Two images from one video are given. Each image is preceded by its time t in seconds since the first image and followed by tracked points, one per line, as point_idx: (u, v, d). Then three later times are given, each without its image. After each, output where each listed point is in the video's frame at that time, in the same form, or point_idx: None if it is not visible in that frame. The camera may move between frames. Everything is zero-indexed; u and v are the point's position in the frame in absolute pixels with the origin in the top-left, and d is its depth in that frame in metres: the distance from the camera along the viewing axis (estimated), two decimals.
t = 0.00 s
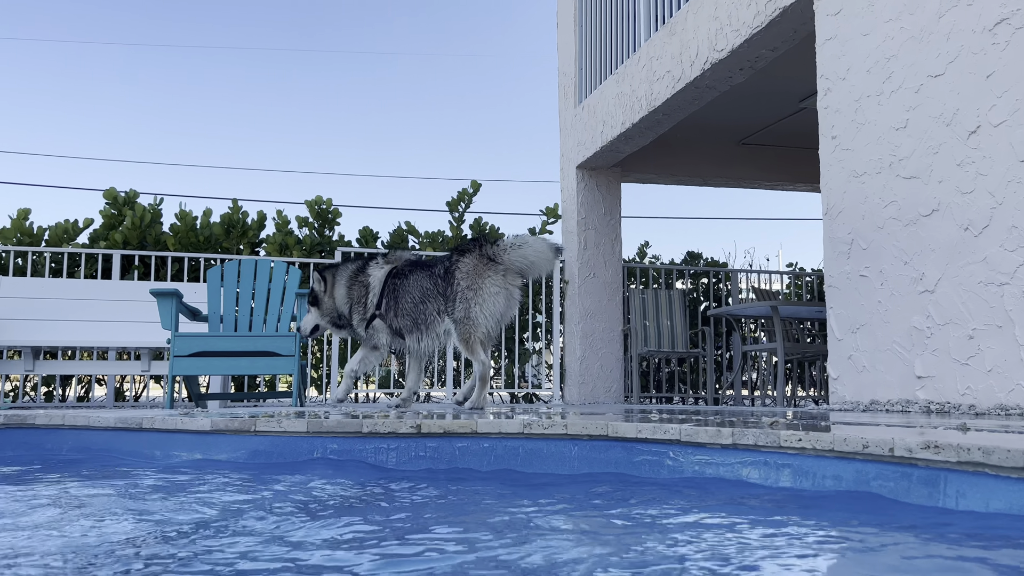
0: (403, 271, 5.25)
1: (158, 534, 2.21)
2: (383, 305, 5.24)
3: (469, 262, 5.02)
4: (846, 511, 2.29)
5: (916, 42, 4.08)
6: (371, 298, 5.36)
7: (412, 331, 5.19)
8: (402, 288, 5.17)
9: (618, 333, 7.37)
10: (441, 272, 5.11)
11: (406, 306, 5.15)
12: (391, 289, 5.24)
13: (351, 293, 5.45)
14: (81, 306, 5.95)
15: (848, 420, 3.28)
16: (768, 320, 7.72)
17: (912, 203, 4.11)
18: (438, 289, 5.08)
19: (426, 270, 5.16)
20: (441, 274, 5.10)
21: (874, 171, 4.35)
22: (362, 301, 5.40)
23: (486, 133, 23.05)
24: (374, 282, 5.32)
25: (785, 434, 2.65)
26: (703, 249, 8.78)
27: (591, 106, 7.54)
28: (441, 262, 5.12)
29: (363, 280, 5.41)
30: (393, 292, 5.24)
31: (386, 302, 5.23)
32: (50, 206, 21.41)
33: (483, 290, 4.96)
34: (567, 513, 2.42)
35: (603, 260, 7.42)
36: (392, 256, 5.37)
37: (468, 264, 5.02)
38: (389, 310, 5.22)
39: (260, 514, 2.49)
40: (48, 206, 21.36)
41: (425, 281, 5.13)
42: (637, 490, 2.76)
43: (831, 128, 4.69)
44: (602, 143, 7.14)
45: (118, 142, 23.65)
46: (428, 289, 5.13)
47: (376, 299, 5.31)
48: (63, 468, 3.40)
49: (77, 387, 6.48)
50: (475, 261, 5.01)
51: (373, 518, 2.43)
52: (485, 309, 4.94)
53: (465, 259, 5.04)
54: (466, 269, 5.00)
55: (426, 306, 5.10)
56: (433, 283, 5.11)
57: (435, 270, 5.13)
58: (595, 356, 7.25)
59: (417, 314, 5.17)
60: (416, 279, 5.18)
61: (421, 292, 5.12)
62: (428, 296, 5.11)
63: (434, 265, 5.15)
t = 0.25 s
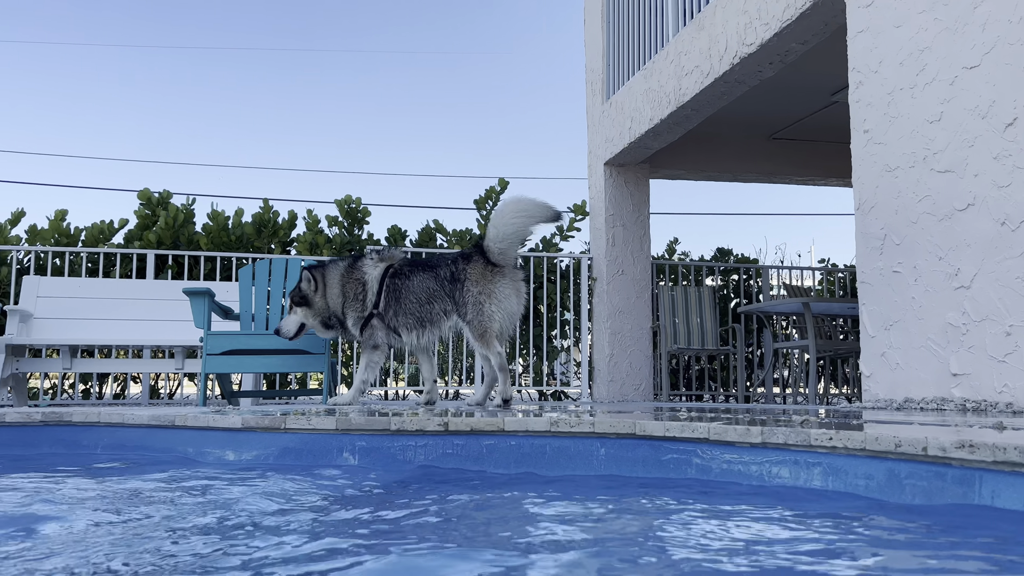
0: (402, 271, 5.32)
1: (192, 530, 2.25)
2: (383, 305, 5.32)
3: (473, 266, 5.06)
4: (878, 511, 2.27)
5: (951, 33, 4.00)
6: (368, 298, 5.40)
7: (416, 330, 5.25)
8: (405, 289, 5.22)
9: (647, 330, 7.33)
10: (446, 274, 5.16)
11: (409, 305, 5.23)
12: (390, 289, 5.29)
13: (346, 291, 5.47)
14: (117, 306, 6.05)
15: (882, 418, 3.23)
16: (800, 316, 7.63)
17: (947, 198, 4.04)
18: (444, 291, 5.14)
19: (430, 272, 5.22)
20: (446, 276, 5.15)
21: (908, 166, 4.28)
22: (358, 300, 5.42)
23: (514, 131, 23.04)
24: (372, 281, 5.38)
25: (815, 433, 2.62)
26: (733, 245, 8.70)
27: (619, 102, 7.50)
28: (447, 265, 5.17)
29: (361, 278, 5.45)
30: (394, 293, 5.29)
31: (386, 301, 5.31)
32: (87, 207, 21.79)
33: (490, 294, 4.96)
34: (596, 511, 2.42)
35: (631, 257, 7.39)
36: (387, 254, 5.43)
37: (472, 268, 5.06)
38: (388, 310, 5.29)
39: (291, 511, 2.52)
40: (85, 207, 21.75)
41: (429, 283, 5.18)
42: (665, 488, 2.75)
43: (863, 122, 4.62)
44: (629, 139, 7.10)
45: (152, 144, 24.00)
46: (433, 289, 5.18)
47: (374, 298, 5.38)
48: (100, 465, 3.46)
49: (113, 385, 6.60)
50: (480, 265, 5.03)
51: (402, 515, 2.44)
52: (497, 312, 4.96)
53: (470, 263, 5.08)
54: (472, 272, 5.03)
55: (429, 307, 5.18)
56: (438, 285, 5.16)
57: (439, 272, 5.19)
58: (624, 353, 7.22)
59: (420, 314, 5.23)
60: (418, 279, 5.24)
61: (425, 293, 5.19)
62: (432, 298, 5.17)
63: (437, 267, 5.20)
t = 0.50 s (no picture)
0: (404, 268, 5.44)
1: (224, 525, 2.28)
2: (385, 302, 5.38)
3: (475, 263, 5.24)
4: (912, 508, 2.23)
5: (987, 23, 3.92)
6: (371, 293, 5.45)
7: (417, 327, 5.39)
8: (406, 284, 5.37)
9: (675, 327, 7.28)
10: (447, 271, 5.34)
11: (409, 301, 5.37)
12: (391, 285, 5.42)
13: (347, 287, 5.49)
14: (150, 304, 6.15)
15: (917, 415, 3.18)
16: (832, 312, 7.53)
17: (983, 191, 3.96)
18: (443, 288, 5.33)
19: (432, 268, 5.40)
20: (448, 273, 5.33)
21: (942, 159, 4.20)
22: (362, 297, 5.46)
23: (542, 128, 23.00)
24: (374, 276, 5.45)
25: (846, 430, 2.60)
26: (763, 240, 8.61)
27: (646, 97, 7.45)
28: (449, 262, 5.36)
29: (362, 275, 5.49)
30: (395, 290, 5.40)
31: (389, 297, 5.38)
32: (122, 207, 22.15)
33: (491, 290, 5.18)
34: (624, 508, 2.42)
35: (659, 253, 7.34)
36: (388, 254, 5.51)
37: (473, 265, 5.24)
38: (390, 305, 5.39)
39: (321, 506, 2.54)
40: (120, 208, 22.10)
41: (431, 279, 5.38)
42: (693, 486, 2.74)
43: (896, 114, 4.54)
44: (657, 135, 7.06)
45: (184, 144, 24.33)
46: (433, 286, 5.37)
47: (377, 295, 5.42)
48: (134, 461, 3.52)
49: (148, 382, 6.71)
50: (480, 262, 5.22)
51: (431, 510, 2.46)
52: (493, 310, 5.17)
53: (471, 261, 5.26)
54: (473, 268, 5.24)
55: (429, 303, 5.35)
56: (439, 282, 5.35)
57: (440, 270, 5.38)
58: (653, 350, 7.19)
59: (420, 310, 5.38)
60: (420, 275, 5.40)
61: (428, 290, 5.37)
62: (432, 294, 5.35)
63: (438, 264, 5.39)
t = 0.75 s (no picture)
0: (403, 261, 5.52)
1: (259, 517, 2.32)
2: (387, 295, 5.36)
3: (478, 257, 5.42)
4: (947, 503, 2.22)
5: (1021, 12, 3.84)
6: (376, 287, 5.37)
7: (415, 320, 5.46)
8: (406, 276, 5.44)
9: (704, 323, 7.23)
10: (448, 265, 5.47)
11: (408, 293, 5.43)
12: (392, 277, 5.44)
13: (346, 279, 5.38)
14: (181, 301, 6.23)
15: (949, 411, 3.14)
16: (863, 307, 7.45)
17: (1019, 184, 3.89)
18: (443, 281, 5.45)
19: (432, 262, 5.50)
20: (449, 267, 5.46)
21: (976, 151, 4.14)
22: (367, 291, 5.34)
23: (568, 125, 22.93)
24: (378, 269, 5.39)
25: (879, 425, 2.60)
26: (792, 235, 8.53)
27: (673, 91, 7.40)
28: (450, 256, 5.48)
29: (361, 266, 5.42)
30: (394, 283, 5.43)
31: (389, 290, 5.37)
32: (153, 207, 22.45)
33: (495, 285, 5.37)
34: (654, 502, 2.43)
35: (686, 249, 7.30)
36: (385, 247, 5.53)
37: (476, 259, 5.42)
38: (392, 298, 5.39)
39: (352, 500, 2.57)
40: (152, 207, 22.42)
41: (429, 272, 5.47)
42: (722, 480, 2.74)
43: (928, 106, 4.47)
44: (684, 130, 7.01)
45: (213, 144, 24.60)
46: (432, 279, 5.47)
47: (377, 289, 5.36)
48: (168, 455, 3.58)
49: (180, 378, 6.82)
50: (484, 258, 5.42)
51: (461, 503, 2.49)
52: (497, 304, 5.36)
53: (474, 255, 5.44)
54: (475, 262, 5.41)
55: (429, 295, 5.44)
56: (438, 275, 5.46)
57: (439, 263, 5.49)
58: (680, 346, 7.15)
59: (418, 302, 5.46)
60: (418, 268, 5.48)
61: (427, 283, 5.46)
62: (431, 287, 5.45)
63: (436, 257, 5.51)
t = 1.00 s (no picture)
0: (403, 260, 5.48)
1: (292, 509, 2.36)
2: (384, 292, 5.32)
3: (485, 257, 5.56)
4: (981, 500, 2.20)
5: None
6: (372, 284, 5.33)
7: (409, 319, 5.45)
8: (407, 276, 5.41)
9: (728, 318, 7.19)
10: (452, 264, 5.52)
11: (409, 292, 5.41)
12: (392, 276, 5.40)
13: (341, 269, 5.32)
14: (208, 298, 6.31)
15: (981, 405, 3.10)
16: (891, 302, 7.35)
17: None
18: (446, 280, 5.50)
19: (434, 261, 5.52)
20: (454, 266, 5.52)
21: (1007, 142, 4.07)
22: (361, 287, 5.31)
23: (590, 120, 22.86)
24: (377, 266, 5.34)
25: (909, 420, 2.59)
26: (818, 229, 8.43)
27: (697, 85, 7.35)
28: (454, 256, 5.55)
29: (360, 260, 5.37)
30: (393, 280, 5.40)
31: (389, 288, 5.33)
32: (180, 206, 22.69)
33: (504, 283, 5.54)
34: (682, 496, 2.43)
35: (711, 243, 7.26)
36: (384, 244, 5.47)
37: (484, 259, 5.55)
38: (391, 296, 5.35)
39: (381, 492, 2.60)
40: (178, 205, 22.73)
41: (430, 271, 5.48)
42: (750, 475, 2.73)
43: (958, 97, 4.40)
44: (708, 124, 6.96)
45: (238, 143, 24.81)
46: (432, 278, 5.48)
47: (372, 286, 5.33)
48: (198, 449, 3.63)
49: (209, 374, 6.90)
50: (491, 257, 5.57)
51: (490, 495, 2.51)
52: (507, 302, 5.55)
53: (482, 254, 5.57)
54: (482, 261, 5.54)
55: (430, 294, 5.46)
56: (441, 274, 5.49)
57: (442, 262, 5.52)
58: (705, 342, 7.12)
59: (416, 302, 5.45)
60: (418, 268, 5.47)
61: (429, 282, 5.47)
62: (433, 286, 5.47)
63: (439, 258, 5.53)
